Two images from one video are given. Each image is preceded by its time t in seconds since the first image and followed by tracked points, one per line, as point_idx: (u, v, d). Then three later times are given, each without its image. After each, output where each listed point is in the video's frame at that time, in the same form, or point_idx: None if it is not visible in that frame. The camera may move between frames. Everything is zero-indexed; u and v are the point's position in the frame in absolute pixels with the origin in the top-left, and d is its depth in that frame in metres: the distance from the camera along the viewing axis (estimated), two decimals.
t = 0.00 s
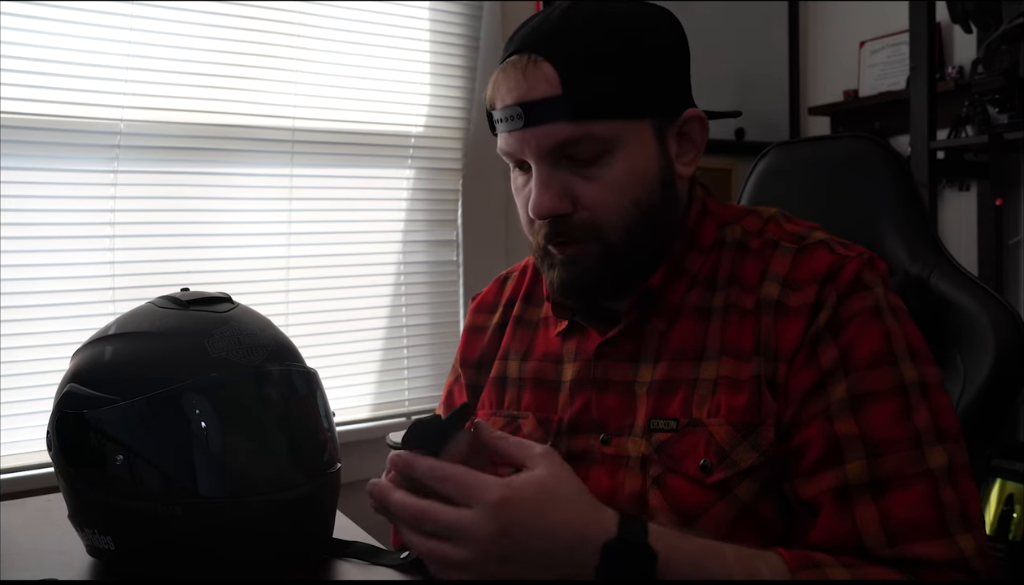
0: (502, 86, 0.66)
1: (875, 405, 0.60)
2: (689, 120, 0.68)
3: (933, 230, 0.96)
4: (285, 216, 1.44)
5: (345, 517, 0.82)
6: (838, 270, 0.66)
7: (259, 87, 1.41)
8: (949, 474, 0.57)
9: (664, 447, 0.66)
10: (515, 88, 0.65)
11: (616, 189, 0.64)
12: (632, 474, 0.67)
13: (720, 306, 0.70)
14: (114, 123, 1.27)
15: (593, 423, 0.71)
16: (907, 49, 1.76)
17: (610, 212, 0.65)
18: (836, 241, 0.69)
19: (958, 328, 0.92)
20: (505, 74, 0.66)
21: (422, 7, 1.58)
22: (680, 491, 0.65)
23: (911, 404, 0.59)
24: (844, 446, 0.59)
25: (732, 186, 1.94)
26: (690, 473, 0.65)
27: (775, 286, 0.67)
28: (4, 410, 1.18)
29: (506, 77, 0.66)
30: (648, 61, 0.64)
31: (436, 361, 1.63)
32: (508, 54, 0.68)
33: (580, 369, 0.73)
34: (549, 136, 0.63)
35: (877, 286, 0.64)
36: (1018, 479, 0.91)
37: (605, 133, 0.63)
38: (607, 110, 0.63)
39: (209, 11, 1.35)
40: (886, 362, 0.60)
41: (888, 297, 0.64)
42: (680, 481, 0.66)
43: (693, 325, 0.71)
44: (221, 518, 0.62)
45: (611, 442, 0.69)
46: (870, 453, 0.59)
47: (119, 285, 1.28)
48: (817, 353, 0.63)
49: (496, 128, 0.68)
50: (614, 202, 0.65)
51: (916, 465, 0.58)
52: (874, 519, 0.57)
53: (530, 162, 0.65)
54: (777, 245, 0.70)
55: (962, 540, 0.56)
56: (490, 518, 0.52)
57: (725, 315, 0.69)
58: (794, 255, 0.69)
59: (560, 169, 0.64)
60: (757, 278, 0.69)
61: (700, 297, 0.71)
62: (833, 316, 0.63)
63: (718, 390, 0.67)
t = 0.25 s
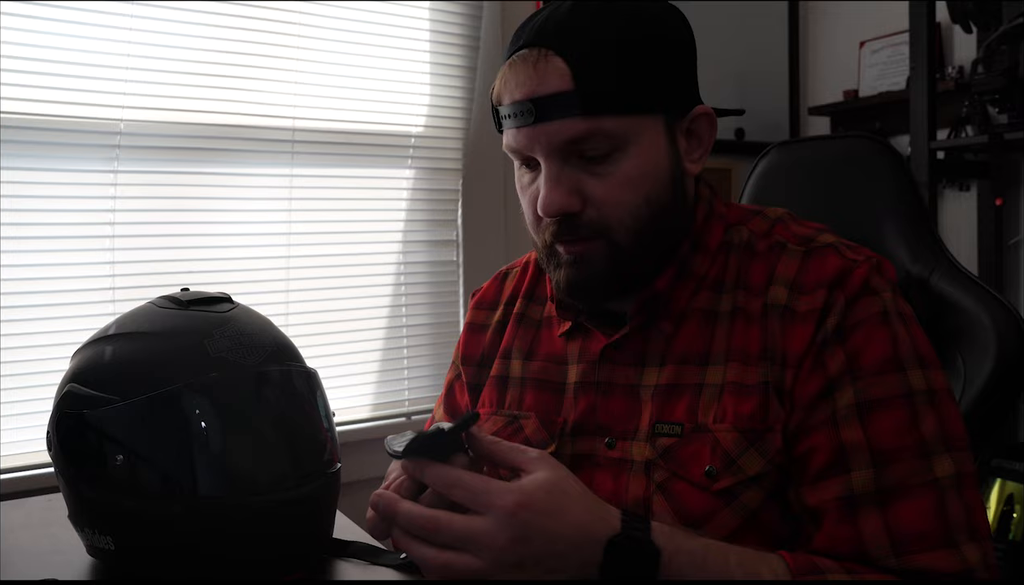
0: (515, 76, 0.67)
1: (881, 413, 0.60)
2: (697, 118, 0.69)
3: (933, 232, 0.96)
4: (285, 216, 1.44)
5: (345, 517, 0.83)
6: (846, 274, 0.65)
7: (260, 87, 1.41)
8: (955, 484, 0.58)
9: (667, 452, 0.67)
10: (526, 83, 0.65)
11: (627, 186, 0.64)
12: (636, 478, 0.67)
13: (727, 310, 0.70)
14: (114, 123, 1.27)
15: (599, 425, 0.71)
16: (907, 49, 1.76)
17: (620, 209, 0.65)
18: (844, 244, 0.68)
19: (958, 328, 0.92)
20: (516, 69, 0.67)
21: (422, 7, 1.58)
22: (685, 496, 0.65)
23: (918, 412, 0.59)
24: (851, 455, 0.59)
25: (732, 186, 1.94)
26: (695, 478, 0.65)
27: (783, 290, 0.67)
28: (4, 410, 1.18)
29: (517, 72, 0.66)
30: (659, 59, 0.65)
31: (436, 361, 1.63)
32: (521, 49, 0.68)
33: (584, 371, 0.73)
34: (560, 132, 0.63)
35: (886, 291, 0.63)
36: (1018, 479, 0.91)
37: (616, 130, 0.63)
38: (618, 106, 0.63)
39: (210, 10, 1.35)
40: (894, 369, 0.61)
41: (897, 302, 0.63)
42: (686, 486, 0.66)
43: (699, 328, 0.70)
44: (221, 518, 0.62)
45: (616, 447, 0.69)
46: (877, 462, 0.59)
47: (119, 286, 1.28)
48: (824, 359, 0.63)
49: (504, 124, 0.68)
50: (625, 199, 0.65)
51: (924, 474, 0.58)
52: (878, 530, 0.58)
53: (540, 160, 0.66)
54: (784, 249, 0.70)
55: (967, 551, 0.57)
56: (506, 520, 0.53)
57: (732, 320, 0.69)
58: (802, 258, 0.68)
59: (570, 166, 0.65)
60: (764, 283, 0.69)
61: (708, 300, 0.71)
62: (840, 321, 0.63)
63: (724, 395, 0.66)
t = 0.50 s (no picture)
0: (540, 51, 0.66)
1: (893, 415, 0.60)
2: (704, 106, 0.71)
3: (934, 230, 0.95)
4: (285, 216, 1.44)
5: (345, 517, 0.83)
6: (854, 273, 0.65)
7: (260, 87, 1.41)
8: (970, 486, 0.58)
9: (674, 456, 0.67)
10: (555, 50, 0.65)
11: (655, 155, 0.64)
12: (643, 482, 0.67)
13: (734, 310, 0.70)
14: (114, 123, 1.27)
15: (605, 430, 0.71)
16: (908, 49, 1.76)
17: (649, 178, 0.65)
18: (850, 241, 0.68)
19: (961, 328, 0.92)
20: (540, 40, 0.66)
21: (422, 6, 1.59)
22: (693, 500, 0.65)
23: (930, 413, 0.59)
24: (864, 458, 0.59)
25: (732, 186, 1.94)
26: (704, 483, 0.65)
27: (790, 291, 0.67)
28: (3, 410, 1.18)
29: (543, 42, 0.66)
30: (665, 52, 0.65)
31: (436, 361, 1.63)
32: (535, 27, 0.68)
33: (586, 372, 0.74)
34: (593, 96, 0.63)
35: (892, 288, 0.63)
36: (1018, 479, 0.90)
37: (646, 97, 0.64)
38: (647, 75, 0.64)
39: (210, 10, 1.35)
40: (904, 370, 0.60)
41: (906, 300, 0.63)
42: (694, 490, 0.66)
43: (705, 329, 0.70)
44: (221, 518, 0.62)
45: (621, 450, 0.69)
46: (890, 465, 0.59)
47: (119, 286, 1.27)
48: (834, 360, 0.62)
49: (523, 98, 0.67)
50: (654, 168, 0.64)
51: (939, 476, 0.58)
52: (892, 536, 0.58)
53: (563, 134, 0.65)
54: (789, 247, 0.70)
55: (985, 553, 0.57)
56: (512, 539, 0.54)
57: (739, 320, 0.69)
58: (808, 257, 0.68)
59: (598, 134, 0.64)
60: (770, 283, 0.69)
61: (713, 300, 0.71)
62: (850, 321, 0.63)
63: (733, 398, 0.66)
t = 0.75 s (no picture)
0: (549, 29, 0.60)
1: (900, 415, 0.60)
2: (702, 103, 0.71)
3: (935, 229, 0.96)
4: (285, 216, 1.44)
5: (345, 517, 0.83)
6: (855, 271, 0.66)
7: (260, 87, 1.41)
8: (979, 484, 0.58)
9: (674, 458, 0.64)
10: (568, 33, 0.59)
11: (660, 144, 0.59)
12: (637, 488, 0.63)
13: (733, 309, 0.69)
14: (114, 123, 1.27)
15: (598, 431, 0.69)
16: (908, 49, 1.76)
17: (656, 169, 0.59)
18: (850, 239, 0.69)
19: (961, 328, 0.92)
20: (556, 21, 0.60)
21: (422, 7, 1.59)
22: (692, 502, 0.64)
23: (935, 412, 0.59)
24: (870, 460, 0.59)
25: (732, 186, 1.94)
26: (704, 486, 0.65)
27: (789, 290, 0.67)
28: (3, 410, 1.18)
29: (556, 24, 0.60)
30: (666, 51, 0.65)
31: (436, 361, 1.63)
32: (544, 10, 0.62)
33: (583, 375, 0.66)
34: (601, 78, 0.56)
35: (892, 285, 0.64)
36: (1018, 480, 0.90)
37: (654, 83, 0.59)
38: (653, 61, 0.59)
39: (210, 11, 1.35)
40: (907, 367, 0.61)
41: (907, 299, 0.64)
42: (694, 492, 0.65)
43: (704, 328, 0.69)
44: (221, 518, 0.62)
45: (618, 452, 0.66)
46: (898, 466, 0.59)
47: (119, 285, 1.27)
48: (837, 359, 0.63)
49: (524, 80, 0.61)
50: (659, 162, 0.59)
51: (947, 475, 0.57)
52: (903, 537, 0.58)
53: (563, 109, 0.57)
54: (788, 245, 0.70)
55: (998, 555, 0.56)
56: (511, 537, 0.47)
57: (738, 319, 0.68)
58: (807, 255, 0.69)
59: (604, 117, 0.57)
60: (768, 281, 0.69)
61: (711, 299, 0.70)
62: (852, 320, 0.63)
63: (733, 399, 0.66)
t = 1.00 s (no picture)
0: (545, 28, 0.65)
1: (899, 392, 0.59)
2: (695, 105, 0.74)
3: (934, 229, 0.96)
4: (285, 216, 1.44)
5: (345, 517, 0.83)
6: (853, 262, 0.66)
7: (259, 87, 1.41)
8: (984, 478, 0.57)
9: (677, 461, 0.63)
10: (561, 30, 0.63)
11: (653, 145, 0.60)
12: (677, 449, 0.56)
13: (727, 310, 0.67)
14: (114, 124, 1.27)
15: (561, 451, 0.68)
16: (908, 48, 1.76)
17: (649, 170, 0.60)
18: (846, 235, 0.69)
19: (961, 328, 0.92)
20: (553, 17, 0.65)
21: (422, 6, 1.59)
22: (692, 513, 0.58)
23: (938, 388, 0.58)
24: (875, 437, 0.58)
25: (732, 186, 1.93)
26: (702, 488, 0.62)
27: (786, 289, 0.67)
28: (4, 410, 1.18)
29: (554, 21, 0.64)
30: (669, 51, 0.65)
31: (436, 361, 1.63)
32: (538, 7, 0.67)
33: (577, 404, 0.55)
34: (591, 78, 0.61)
35: (887, 274, 0.65)
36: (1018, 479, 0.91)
37: (649, 85, 0.63)
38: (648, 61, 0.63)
39: (209, 10, 1.35)
40: (908, 348, 0.60)
41: (900, 286, 0.64)
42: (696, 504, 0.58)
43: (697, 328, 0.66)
44: (221, 518, 0.62)
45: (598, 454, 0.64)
46: (905, 441, 0.57)
47: (119, 285, 1.27)
48: (837, 348, 0.63)
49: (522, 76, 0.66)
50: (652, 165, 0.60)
51: (959, 448, 0.55)
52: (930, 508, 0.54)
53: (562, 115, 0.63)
54: (782, 245, 0.70)
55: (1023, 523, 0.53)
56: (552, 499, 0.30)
57: (733, 322, 0.67)
58: (803, 253, 0.68)
59: (596, 119, 0.61)
60: (764, 281, 0.69)
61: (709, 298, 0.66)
62: (850, 309, 0.64)
63: (728, 404, 0.63)
